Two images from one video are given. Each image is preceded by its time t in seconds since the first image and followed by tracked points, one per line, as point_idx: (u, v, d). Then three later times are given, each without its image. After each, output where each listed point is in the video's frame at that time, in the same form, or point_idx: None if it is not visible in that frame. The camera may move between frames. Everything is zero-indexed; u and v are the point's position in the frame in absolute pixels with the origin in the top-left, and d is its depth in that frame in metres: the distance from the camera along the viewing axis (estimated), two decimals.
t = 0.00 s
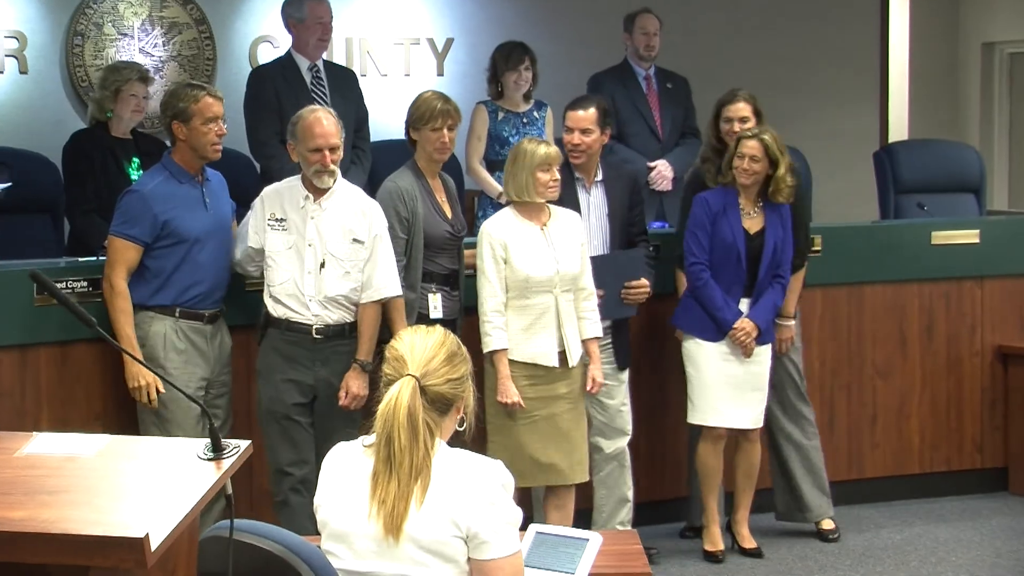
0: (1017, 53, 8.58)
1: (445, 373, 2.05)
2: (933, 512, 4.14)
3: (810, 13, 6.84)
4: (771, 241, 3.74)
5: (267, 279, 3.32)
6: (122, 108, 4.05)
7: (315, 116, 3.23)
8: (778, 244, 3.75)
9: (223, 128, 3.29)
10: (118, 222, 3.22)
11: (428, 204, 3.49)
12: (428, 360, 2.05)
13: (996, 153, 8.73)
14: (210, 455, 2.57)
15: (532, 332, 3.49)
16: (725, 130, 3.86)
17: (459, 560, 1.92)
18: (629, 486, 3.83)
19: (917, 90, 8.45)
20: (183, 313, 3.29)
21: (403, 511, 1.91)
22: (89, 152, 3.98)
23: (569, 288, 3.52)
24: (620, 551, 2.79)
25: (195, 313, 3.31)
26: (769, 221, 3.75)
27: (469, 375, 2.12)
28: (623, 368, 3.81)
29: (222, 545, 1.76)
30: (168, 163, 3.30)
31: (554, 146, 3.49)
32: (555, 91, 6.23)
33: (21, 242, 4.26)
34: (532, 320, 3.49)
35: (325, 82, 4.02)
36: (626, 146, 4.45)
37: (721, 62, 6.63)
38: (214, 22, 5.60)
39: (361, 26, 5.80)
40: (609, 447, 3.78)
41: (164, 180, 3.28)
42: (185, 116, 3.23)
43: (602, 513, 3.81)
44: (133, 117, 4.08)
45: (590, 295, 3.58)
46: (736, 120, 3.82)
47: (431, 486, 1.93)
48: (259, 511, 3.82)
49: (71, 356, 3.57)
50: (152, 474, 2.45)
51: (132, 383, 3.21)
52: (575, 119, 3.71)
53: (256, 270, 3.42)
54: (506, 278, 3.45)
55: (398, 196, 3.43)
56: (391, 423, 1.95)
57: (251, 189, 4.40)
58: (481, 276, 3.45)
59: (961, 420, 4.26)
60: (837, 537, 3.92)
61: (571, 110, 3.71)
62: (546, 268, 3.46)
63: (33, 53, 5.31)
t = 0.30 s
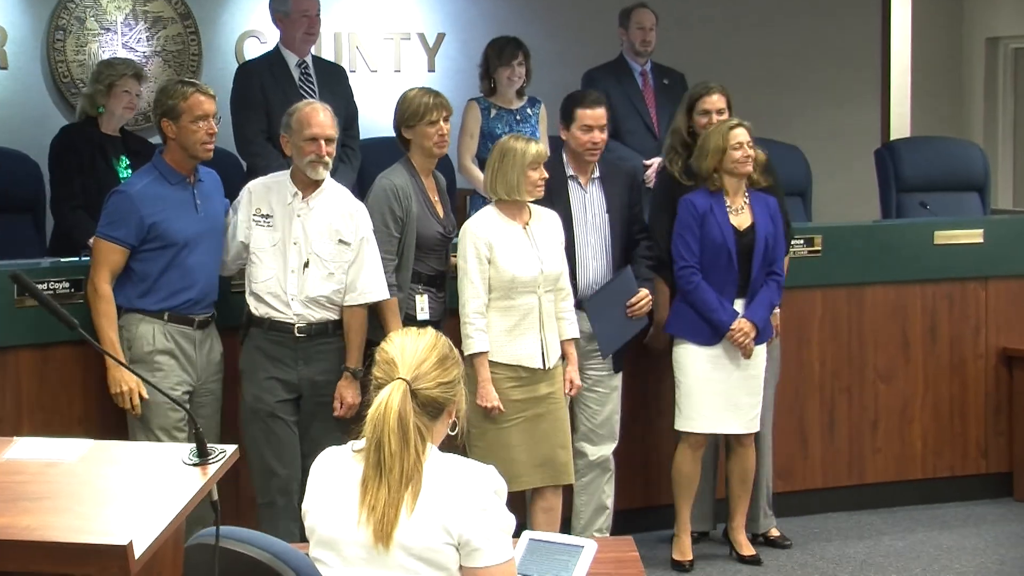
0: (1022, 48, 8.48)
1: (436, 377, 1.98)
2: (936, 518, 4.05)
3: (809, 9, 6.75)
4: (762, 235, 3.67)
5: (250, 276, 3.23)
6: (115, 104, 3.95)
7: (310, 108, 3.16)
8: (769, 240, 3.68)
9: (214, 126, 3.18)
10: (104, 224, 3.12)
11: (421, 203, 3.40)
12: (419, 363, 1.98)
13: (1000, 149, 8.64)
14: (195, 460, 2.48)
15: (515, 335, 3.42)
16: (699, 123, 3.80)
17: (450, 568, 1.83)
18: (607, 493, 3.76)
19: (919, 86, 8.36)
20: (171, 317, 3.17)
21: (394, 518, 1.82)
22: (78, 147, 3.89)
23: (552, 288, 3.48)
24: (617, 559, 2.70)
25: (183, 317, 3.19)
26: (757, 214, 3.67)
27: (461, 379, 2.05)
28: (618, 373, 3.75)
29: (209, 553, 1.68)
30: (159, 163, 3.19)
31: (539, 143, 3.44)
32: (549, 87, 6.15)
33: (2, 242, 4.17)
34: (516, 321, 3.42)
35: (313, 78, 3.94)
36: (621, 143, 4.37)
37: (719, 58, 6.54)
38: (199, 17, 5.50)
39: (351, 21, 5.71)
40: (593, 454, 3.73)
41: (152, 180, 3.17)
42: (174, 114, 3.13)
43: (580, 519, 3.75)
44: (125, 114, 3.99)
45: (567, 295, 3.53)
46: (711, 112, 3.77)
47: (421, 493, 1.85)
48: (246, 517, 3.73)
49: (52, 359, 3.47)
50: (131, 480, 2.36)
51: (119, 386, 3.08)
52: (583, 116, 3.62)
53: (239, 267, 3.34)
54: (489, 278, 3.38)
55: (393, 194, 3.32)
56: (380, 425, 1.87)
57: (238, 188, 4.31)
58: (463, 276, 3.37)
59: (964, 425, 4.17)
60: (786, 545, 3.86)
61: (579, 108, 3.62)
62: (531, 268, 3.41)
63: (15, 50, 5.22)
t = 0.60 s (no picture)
0: None
1: (432, 381, 1.96)
2: (944, 526, 3.97)
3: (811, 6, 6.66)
4: (749, 232, 3.58)
5: (245, 279, 3.15)
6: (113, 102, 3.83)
7: (291, 100, 3.11)
8: (753, 239, 3.59)
9: (215, 124, 3.07)
10: (100, 226, 2.97)
11: (417, 202, 3.31)
12: (414, 366, 1.96)
13: (1007, 147, 8.54)
14: (185, 466, 2.41)
15: (516, 336, 3.34)
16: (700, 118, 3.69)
17: None
18: (610, 501, 3.69)
19: (925, 83, 8.27)
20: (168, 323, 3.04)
21: (389, 524, 1.80)
22: (79, 146, 3.81)
23: (552, 287, 3.40)
24: (619, 568, 2.61)
25: (180, 323, 3.06)
26: (741, 213, 3.58)
27: (457, 383, 2.03)
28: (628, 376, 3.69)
29: (199, 561, 1.62)
30: (156, 163, 3.07)
31: (534, 141, 3.35)
32: (547, 85, 6.07)
33: None
34: (516, 322, 3.34)
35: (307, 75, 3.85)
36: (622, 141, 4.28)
37: (719, 55, 6.46)
38: (189, 12, 5.41)
39: (345, 16, 5.62)
40: (599, 458, 3.66)
41: (151, 181, 3.04)
42: (176, 110, 3.01)
43: (581, 526, 3.68)
44: (124, 113, 3.88)
45: (571, 293, 3.47)
46: (715, 106, 3.67)
47: (419, 498, 1.83)
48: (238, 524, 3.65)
49: (38, 364, 3.39)
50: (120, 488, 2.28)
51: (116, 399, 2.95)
52: (612, 116, 3.54)
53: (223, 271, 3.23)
54: (486, 280, 3.30)
55: (389, 194, 3.23)
56: (375, 432, 1.85)
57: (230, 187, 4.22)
58: (461, 278, 3.28)
59: (973, 430, 4.09)
60: (794, 552, 3.78)
61: (612, 107, 3.55)
62: (529, 267, 3.33)
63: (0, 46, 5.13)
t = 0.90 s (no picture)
0: None
1: (433, 385, 1.92)
2: (956, 534, 3.88)
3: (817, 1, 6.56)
4: (749, 232, 3.49)
5: (243, 280, 3.05)
6: (104, 100, 3.77)
7: (280, 94, 3.05)
8: (754, 237, 3.50)
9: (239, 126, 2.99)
10: (122, 230, 2.87)
11: (411, 201, 3.24)
12: (414, 370, 1.91)
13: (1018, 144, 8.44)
14: (178, 473, 2.31)
15: (512, 339, 3.25)
16: (718, 114, 3.59)
17: None
18: (614, 509, 3.61)
19: (934, 80, 8.16)
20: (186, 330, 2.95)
21: (387, 531, 1.75)
22: (72, 145, 3.73)
23: (547, 290, 3.31)
24: None
25: (197, 330, 2.97)
26: (740, 212, 3.49)
27: (458, 388, 1.99)
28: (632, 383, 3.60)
29: (193, 569, 1.54)
30: (174, 164, 2.97)
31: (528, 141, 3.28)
32: (549, 81, 5.97)
33: None
34: (511, 325, 3.25)
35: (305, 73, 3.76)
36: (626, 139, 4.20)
37: (724, 53, 6.37)
38: (183, 7, 5.32)
39: (343, 11, 5.54)
40: (603, 465, 3.57)
41: (171, 184, 2.94)
42: (208, 112, 2.91)
43: (585, 534, 3.60)
44: (114, 111, 3.81)
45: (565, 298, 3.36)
46: (734, 102, 3.56)
47: (419, 504, 1.79)
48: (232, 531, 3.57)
49: (28, 369, 3.31)
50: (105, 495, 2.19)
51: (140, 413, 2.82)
52: (602, 108, 3.46)
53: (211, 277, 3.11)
54: (482, 281, 3.20)
55: (385, 195, 3.15)
56: (373, 437, 1.80)
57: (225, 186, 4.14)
58: (456, 278, 3.19)
59: (986, 435, 4.00)
60: (771, 562, 3.68)
61: (600, 100, 3.46)
62: (525, 269, 3.24)
63: None
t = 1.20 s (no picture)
0: None
1: (435, 389, 1.85)
2: (973, 543, 3.79)
3: None
4: (751, 231, 3.38)
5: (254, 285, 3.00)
6: (84, 94, 3.73)
7: (286, 94, 3.01)
8: (760, 236, 3.39)
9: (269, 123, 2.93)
10: (157, 231, 2.79)
11: (407, 199, 3.20)
12: (416, 374, 1.86)
13: None
14: (175, 479, 2.23)
15: (500, 346, 3.18)
16: (747, 110, 3.48)
17: None
18: (624, 519, 3.52)
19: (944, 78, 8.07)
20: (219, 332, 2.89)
21: (389, 539, 1.68)
22: (54, 143, 3.68)
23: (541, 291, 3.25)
24: None
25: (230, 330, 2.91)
26: (745, 212, 3.39)
27: (461, 392, 1.93)
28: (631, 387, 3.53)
29: None
30: (203, 163, 2.89)
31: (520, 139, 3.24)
32: (554, 78, 5.88)
33: None
34: (504, 326, 3.19)
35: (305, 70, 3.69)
36: (634, 137, 4.12)
37: (732, 50, 6.27)
38: (180, 2, 5.24)
39: (344, 7, 5.45)
40: (610, 475, 3.48)
41: (203, 183, 2.87)
42: (243, 109, 2.84)
43: (593, 544, 3.52)
44: (95, 106, 3.76)
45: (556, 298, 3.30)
46: (763, 97, 3.45)
47: (422, 511, 1.71)
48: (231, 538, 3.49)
49: (21, 372, 3.23)
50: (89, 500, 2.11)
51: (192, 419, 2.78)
52: (582, 107, 3.42)
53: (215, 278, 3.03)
54: (476, 281, 3.15)
55: (382, 193, 3.08)
56: (376, 443, 1.74)
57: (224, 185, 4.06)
58: (450, 277, 3.13)
59: (1004, 441, 3.91)
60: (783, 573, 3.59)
61: (582, 97, 3.43)
62: (521, 269, 3.18)
63: None
